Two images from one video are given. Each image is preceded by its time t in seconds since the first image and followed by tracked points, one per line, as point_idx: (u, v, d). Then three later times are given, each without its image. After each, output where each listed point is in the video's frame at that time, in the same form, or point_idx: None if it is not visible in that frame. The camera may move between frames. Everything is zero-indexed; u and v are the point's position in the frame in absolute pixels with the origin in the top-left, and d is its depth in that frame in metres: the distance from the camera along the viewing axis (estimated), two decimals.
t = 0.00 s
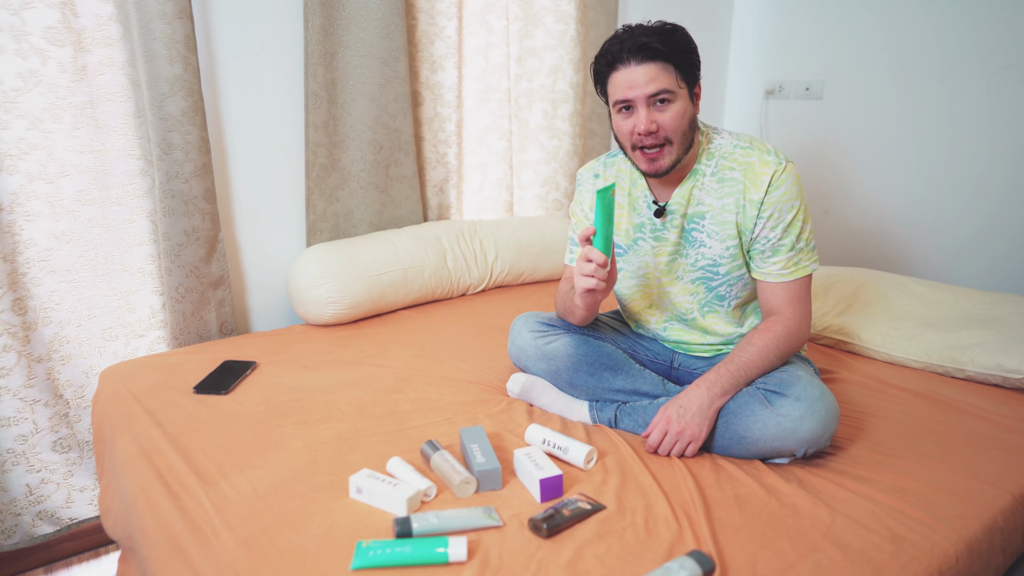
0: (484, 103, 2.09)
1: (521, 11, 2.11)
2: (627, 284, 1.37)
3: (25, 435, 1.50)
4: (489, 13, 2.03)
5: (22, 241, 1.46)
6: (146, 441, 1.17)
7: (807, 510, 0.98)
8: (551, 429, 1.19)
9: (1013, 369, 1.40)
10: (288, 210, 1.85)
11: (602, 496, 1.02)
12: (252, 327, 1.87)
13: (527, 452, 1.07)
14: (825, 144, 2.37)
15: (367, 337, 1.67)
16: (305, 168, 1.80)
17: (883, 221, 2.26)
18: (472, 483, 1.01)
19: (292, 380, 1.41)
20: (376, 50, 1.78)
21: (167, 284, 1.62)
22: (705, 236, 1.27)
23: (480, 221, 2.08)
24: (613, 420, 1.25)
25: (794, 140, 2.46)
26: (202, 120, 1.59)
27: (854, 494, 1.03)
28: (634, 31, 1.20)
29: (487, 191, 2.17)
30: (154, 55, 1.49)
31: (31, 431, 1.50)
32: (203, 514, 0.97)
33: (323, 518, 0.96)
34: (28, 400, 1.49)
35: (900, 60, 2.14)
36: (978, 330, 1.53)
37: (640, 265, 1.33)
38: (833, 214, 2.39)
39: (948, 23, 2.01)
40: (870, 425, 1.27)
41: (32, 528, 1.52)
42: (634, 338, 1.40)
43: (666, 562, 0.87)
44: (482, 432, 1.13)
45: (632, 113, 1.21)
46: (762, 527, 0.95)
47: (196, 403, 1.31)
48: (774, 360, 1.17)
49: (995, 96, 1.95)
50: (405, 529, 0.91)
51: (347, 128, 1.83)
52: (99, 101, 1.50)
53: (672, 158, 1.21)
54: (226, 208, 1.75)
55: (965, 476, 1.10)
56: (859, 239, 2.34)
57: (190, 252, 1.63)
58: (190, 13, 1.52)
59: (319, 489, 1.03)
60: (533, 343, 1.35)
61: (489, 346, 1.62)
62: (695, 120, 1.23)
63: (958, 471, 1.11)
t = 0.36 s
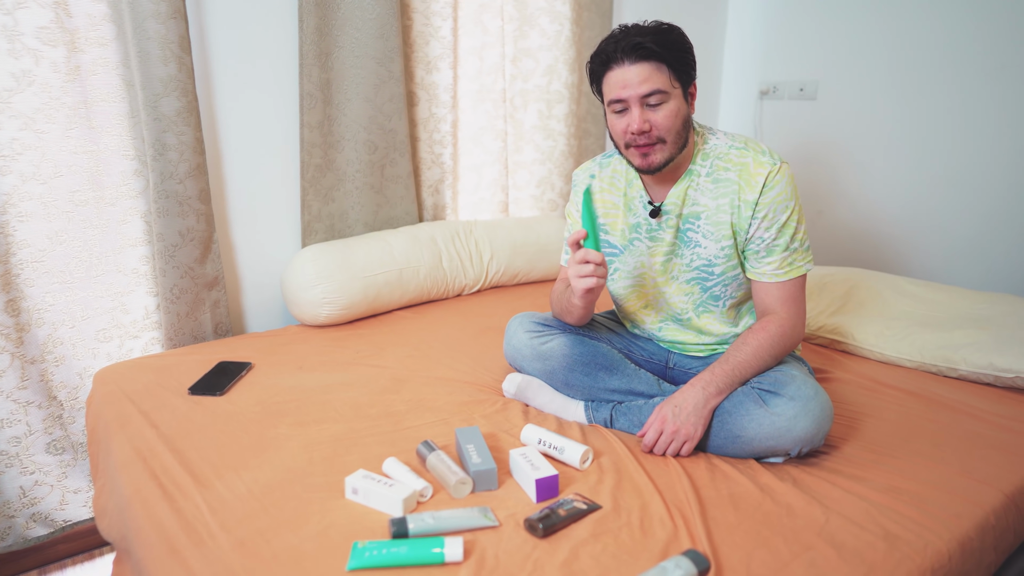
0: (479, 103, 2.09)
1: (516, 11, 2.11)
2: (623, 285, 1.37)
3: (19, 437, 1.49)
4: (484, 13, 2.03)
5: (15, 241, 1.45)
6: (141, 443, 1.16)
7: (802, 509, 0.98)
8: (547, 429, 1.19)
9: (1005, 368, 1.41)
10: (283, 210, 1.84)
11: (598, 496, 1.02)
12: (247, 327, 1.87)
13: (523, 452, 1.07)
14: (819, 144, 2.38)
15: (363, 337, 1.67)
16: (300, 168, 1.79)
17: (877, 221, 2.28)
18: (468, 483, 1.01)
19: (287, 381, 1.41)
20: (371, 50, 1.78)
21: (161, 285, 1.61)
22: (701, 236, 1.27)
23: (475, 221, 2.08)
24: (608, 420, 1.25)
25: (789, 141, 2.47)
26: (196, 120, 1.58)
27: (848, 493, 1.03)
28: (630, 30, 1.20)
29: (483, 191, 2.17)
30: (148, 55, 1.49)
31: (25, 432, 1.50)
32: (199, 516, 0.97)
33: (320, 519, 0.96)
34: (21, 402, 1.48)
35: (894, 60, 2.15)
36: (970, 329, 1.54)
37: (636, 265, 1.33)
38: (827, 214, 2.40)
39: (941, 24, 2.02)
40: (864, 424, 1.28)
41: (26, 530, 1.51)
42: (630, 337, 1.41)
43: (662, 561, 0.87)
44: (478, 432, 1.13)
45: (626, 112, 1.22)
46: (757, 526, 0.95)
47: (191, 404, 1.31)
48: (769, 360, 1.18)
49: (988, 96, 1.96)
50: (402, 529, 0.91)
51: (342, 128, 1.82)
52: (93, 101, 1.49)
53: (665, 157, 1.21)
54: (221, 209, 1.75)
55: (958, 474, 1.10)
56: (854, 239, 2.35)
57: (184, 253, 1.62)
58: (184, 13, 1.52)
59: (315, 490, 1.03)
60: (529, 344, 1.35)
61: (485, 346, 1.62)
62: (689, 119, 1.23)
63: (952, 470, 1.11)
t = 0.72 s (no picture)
0: (462, 103, 2.09)
1: (499, 11, 2.11)
2: (605, 283, 1.36)
3: None
4: (467, 13, 2.03)
5: None
6: (122, 445, 1.15)
7: (783, 504, 1.00)
8: (531, 428, 1.19)
9: (980, 364, 1.44)
10: (266, 210, 1.83)
11: (582, 494, 1.03)
12: (229, 329, 1.85)
13: (507, 451, 1.07)
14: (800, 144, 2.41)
15: (346, 338, 1.66)
16: (283, 169, 1.78)
17: (857, 221, 2.30)
18: (452, 483, 1.01)
19: (270, 383, 1.40)
20: (353, 50, 1.78)
21: (142, 287, 1.60)
22: (682, 236, 1.28)
23: (459, 221, 2.08)
24: (592, 419, 1.26)
25: (770, 141, 2.49)
26: (177, 120, 1.57)
27: (828, 488, 1.05)
28: (609, 29, 1.22)
29: (466, 192, 2.17)
30: (128, 55, 1.47)
31: (2, 437, 1.48)
32: (181, 518, 0.96)
33: (304, 520, 0.96)
34: None
35: (872, 62, 2.18)
36: (947, 326, 1.56)
37: (619, 264, 1.34)
38: (807, 214, 2.43)
39: (918, 26, 2.05)
40: (843, 420, 1.30)
41: (4, 536, 1.49)
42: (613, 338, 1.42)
43: (645, 558, 0.88)
44: (463, 432, 1.13)
45: (602, 108, 1.23)
46: (739, 522, 0.96)
47: (172, 406, 1.30)
48: (748, 339, 1.18)
49: (964, 97, 1.99)
50: (386, 529, 0.91)
51: (325, 128, 1.82)
52: (71, 101, 1.47)
53: (640, 154, 1.22)
54: (202, 210, 1.73)
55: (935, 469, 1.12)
56: (834, 238, 2.38)
57: (165, 254, 1.61)
58: (165, 12, 1.51)
59: (299, 492, 1.03)
60: (512, 344, 1.35)
61: (469, 346, 1.62)
62: (665, 117, 1.23)
63: (929, 465, 1.14)
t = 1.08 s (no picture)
0: (454, 104, 2.09)
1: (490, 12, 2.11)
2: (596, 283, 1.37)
3: None
4: (459, 14, 2.03)
5: None
6: (115, 448, 1.15)
7: (775, 502, 1.01)
8: (524, 428, 1.20)
9: (970, 361, 1.46)
10: (258, 211, 1.83)
11: (576, 493, 1.03)
12: (222, 330, 1.85)
13: (501, 451, 1.08)
14: (790, 142, 2.43)
15: (339, 339, 1.66)
16: (275, 170, 1.78)
17: (848, 219, 2.32)
18: (447, 483, 1.02)
19: (263, 384, 1.40)
20: (345, 51, 1.78)
21: (134, 289, 1.59)
22: (672, 234, 1.29)
23: (452, 222, 2.09)
24: (585, 418, 1.27)
25: (760, 141, 2.51)
26: (168, 121, 1.57)
27: (820, 486, 1.06)
28: (597, 30, 1.22)
29: (459, 192, 2.17)
30: (119, 56, 1.47)
31: None
32: (176, 520, 0.96)
33: (299, 521, 0.96)
34: None
35: (861, 63, 2.20)
36: (937, 324, 1.58)
37: (611, 264, 1.34)
38: (798, 213, 2.45)
39: (907, 26, 2.07)
40: (834, 418, 1.31)
41: None
42: (605, 337, 1.42)
43: (639, 556, 0.89)
44: (457, 432, 1.13)
45: (592, 109, 1.24)
46: (732, 520, 0.97)
47: (166, 408, 1.29)
48: (719, 323, 1.19)
49: (952, 96, 2.01)
50: (381, 530, 0.91)
51: (316, 129, 1.82)
52: (62, 102, 1.47)
53: (631, 153, 1.23)
54: (194, 211, 1.73)
55: (925, 465, 1.14)
56: (825, 237, 2.40)
57: (157, 256, 1.61)
58: (155, 13, 1.51)
59: (294, 493, 1.03)
60: (505, 344, 1.36)
61: (462, 346, 1.62)
62: (655, 116, 1.24)
63: (919, 462, 1.15)
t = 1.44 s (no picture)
0: (454, 104, 2.10)
1: (489, 12, 2.11)
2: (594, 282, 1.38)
3: None
4: (458, 14, 2.04)
5: None
6: (116, 446, 1.16)
7: (771, 499, 1.02)
8: (523, 427, 1.21)
9: (966, 360, 1.47)
10: (257, 211, 1.83)
11: (574, 490, 1.04)
12: (222, 329, 1.86)
13: (500, 449, 1.09)
14: (788, 143, 2.44)
15: (339, 339, 1.67)
16: (274, 170, 1.79)
17: (845, 219, 2.33)
18: (445, 480, 1.03)
19: (263, 383, 1.41)
20: (344, 51, 1.78)
21: (134, 288, 1.60)
22: (669, 234, 1.30)
23: (450, 222, 2.09)
24: (583, 417, 1.27)
25: (759, 141, 2.52)
26: (168, 121, 1.57)
27: (816, 483, 1.07)
28: (590, 33, 1.23)
29: (458, 192, 2.18)
30: (119, 57, 1.47)
31: None
32: (177, 518, 0.97)
33: (299, 519, 0.97)
34: None
35: (858, 64, 2.21)
36: (933, 324, 1.59)
37: (608, 263, 1.35)
38: (796, 213, 2.46)
39: (904, 26, 2.09)
40: (831, 416, 1.32)
41: None
42: (603, 336, 1.42)
43: (636, 552, 0.90)
44: (455, 430, 1.14)
45: (587, 110, 1.25)
46: (728, 516, 0.98)
47: (166, 407, 1.30)
48: (725, 324, 1.21)
49: (949, 96, 2.02)
50: (380, 527, 0.92)
51: (316, 129, 1.82)
52: (62, 102, 1.47)
53: (626, 154, 1.24)
54: (194, 211, 1.74)
55: (921, 464, 1.15)
56: (822, 237, 2.41)
57: (157, 255, 1.61)
58: (155, 14, 1.51)
59: (294, 490, 1.04)
60: (504, 343, 1.37)
61: (461, 345, 1.63)
62: (649, 117, 1.25)
63: (915, 460, 1.16)
